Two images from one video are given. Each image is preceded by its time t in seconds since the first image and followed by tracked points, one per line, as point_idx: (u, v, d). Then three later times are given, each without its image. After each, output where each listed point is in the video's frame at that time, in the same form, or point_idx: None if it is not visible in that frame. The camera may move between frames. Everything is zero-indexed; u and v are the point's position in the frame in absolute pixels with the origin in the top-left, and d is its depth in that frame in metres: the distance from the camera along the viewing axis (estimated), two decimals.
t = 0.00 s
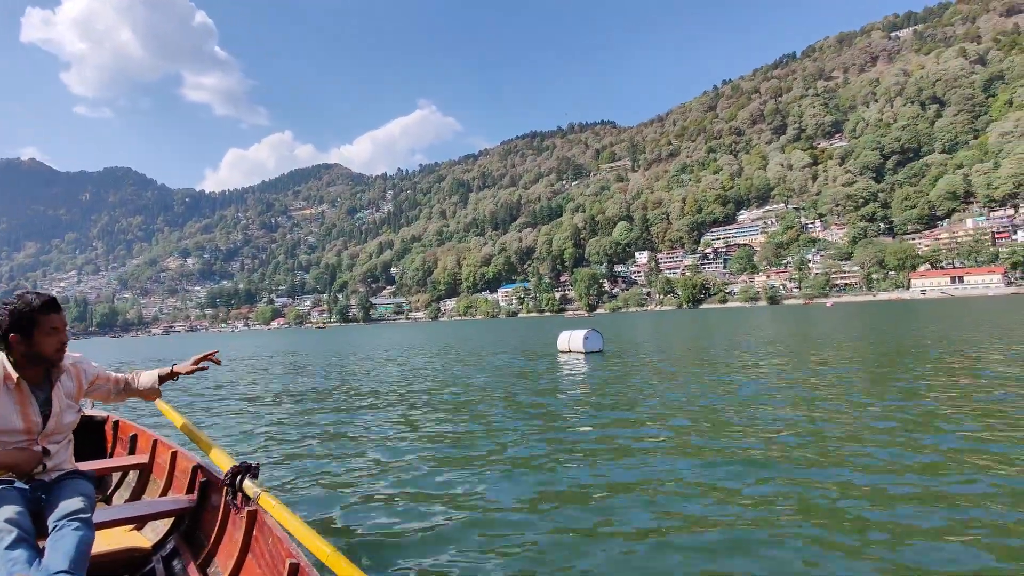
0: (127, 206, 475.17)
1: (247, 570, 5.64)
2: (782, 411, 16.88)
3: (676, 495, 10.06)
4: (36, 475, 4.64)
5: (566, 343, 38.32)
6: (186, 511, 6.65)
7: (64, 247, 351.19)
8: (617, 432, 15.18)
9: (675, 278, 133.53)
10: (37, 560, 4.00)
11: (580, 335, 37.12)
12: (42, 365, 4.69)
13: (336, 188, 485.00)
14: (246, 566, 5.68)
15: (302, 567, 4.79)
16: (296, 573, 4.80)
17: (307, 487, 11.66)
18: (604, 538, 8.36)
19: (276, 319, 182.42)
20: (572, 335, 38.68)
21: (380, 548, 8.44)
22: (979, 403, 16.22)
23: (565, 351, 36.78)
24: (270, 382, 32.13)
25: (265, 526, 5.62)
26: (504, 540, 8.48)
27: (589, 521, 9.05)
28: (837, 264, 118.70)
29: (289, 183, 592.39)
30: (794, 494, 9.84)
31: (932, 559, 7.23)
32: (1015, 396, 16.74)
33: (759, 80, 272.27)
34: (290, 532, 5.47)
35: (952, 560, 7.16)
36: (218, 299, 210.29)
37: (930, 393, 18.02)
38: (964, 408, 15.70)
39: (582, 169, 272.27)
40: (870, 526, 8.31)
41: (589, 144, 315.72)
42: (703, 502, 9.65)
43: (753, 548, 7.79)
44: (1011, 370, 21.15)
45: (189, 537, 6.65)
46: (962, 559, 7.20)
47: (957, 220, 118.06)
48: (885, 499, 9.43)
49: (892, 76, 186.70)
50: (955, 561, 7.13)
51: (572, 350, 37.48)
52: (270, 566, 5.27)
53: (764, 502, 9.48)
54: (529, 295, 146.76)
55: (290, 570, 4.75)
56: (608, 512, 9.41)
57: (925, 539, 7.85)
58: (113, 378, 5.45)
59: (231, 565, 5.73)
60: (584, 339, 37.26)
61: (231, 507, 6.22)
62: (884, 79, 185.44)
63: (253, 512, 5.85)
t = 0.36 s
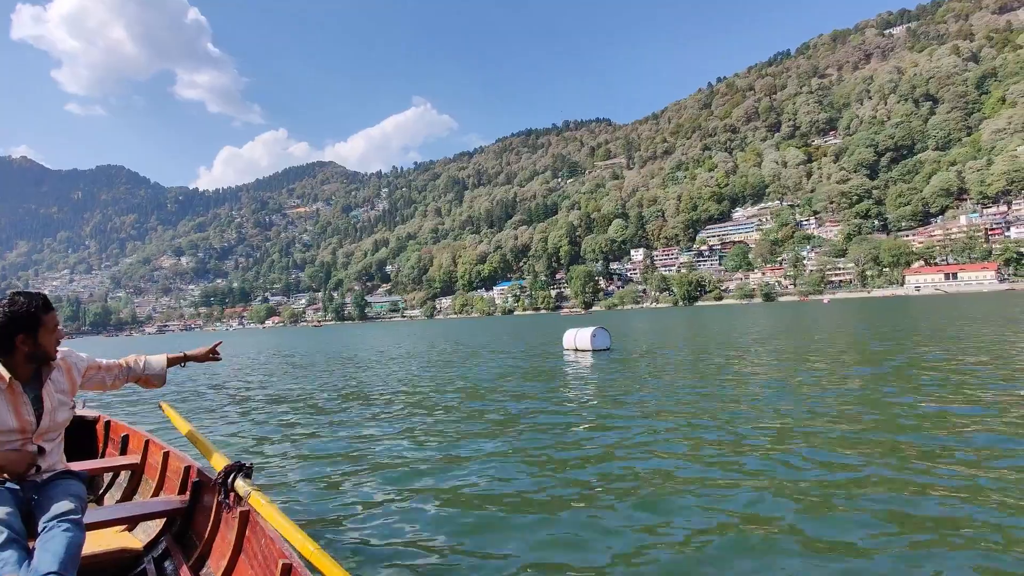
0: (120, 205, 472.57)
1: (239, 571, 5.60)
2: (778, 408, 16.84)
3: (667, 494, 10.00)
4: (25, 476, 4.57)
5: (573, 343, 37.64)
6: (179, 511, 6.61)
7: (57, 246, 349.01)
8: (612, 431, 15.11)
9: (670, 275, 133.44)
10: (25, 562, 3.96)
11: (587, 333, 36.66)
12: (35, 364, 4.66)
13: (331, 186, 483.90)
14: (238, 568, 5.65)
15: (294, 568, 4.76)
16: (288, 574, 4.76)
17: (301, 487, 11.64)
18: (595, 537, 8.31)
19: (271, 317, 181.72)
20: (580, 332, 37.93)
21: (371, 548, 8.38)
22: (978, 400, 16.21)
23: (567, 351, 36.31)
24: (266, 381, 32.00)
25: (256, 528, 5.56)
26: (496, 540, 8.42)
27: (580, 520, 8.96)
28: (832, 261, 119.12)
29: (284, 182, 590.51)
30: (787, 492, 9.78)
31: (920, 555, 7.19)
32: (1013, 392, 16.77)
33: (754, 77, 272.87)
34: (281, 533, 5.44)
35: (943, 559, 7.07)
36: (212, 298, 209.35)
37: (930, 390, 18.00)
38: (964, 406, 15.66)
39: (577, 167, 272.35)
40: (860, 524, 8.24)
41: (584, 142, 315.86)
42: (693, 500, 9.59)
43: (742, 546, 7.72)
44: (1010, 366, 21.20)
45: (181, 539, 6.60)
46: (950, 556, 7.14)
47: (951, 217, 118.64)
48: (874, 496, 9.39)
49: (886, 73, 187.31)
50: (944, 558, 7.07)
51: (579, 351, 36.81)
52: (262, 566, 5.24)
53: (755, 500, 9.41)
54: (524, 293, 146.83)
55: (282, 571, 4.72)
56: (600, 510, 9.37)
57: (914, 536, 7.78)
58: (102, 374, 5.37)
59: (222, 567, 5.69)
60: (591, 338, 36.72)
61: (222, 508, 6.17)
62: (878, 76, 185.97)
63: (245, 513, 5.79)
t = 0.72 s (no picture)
0: (114, 203, 469.77)
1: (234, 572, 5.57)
2: (774, 406, 16.80)
3: (660, 492, 9.98)
4: (17, 478, 4.53)
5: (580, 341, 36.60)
6: (174, 511, 6.57)
7: (51, 245, 347.18)
8: (607, 430, 15.04)
9: (667, 274, 133.16)
10: (18, 561, 3.92)
11: (595, 332, 35.53)
12: (26, 366, 4.61)
13: (327, 185, 483.00)
14: (234, 566, 5.61)
15: (290, 566, 4.74)
16: (284, 572, 4.73)
17: (297, 485, 11.60)
18: (588, 536, 8.28)
19: (266, 316, 181.12)
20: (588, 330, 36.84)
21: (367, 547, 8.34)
22: (974, 398, 16.23)
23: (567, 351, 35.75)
24: (261, 380, 31.84)
25: (252, 526, 5.55)
26: (492, 537, 8.42)
27: (576, 518, 8.98)
28: (828, 260, 119.44)
29: (280, 180, 588.81)
30: (781, 491, 9.74)
31: (913, 557, 7.14)
32: (1008, 390, 16.82)
33: (750, 75, 273.21)
34: (276, 534, 5.40)
35: (935, 560, 7.03)
36: (207, 297, 208.57)
37: (928, 388, 17.95)
38: (959, 404, 15.65)
39: (573, 166, 272.48)
40: (852, 524, 8.22)
41: (581, 140, 315.99)
42: (685, 499, 9.56)
43: (733, 547, 7.70)
44: (1004, 364, 21.27)
45: (176, 539, 6.55)
46: (946, 558, 7.06)
47: (946, 216, 119.08)
48: (867, 495, 9.39)
49: (882, 72, 188.01)
50: (934, 559, 7.05)
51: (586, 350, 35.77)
52: (258, 566, 5.20)
53: (747, 500, 9.37)
54: (521, 292, 146.94)
55: (277, 570, 4.70)
56: (595, 509, 9.32)
57: (907, 536, 7.73)
58: (90, 372, 5.30)
59: (218, 567, 5.65)
60: (600, 337, 35.59)
61: (218, 506, 6.15)
62: (873, 75, 186.50)
63: (240, 512, 5.77)
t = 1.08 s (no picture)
0: (112, 201, 468.81)
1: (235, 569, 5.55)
2: (775, 407, 16.76)
3: (659, 492, 9.95)
4: (16, 475, 4.47)
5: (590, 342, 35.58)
6: (174, 509, 6.54)
7: (49, 244, 346.54)
8: (608, 430, 15.00)
9: (666, 274, 133.06)
10: (20, 558, 3.91)
11: (607, 332, 34.56)
12: (23, 364, 4.56)
13: (325, 184, 482.73)
14: (235, 564, 5.59)
15: (292, 564, 4.71)
16: (284, 569, 4.72)
17: (300, 484, 11.58)
18: (589, 536, 8.26)
19: (265, 315, 180.78)
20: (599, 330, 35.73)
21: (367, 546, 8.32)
22: (976, 397, 16.30)
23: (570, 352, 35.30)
24: (259, 379, 31.78)
25: (253, 523, 5.51)
26: (492, 536, 8.40)
27: (578, 518, 8.98)
28: (827, 261, 119.56)
29: (278, 178, 587.97)
30: (776, 491, 9.74)
31: (906, 555, 7.16)
32: (1011, 392, 16.74)
33: (749, 76, 273.45)
34: (276, 530, 5.38)
35: (930, 557, 7.06)
36: (205, 296, 208.19)
37: (929, 387, 18.13)
38: (962, 404, 15.70)
39: (573, 166, 272.55)
40: (849, 523, 8.21)
41: (580, 140, 316.01)
42: (683, 499, 9.53)
43: (726, 546, 7.72)
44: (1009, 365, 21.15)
45: (177, 536, 6.54)
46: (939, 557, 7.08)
47: (945, 217, 119.37)
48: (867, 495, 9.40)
49: (881, 73, 188.23)
50: (932, 557, 7.04)
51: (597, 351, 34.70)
52: (259, 564, 5.18)
53: (741, 499, 9.40)
54: (520, 292, 147.02)
55: (279, 566, 4.69)
56: (593, 510, 9.29)
57: (904, 536, 7.71)
58: (85, 368, 5.27)
59: (219, 565, 5.62)
60: (612, 337, 34.60)
61: (219, 504, 6.10)
62: (872, 76, 186.83)
63: (240, 509, 5.74)
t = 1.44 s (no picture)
0: (112, 200, 468.66)
1: (234, 568, 5.50)
2: (772, 407, 16.76)
3: (661, 494, 9.90)
4: (13, 474, 4.43)
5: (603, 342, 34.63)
6: (175, 505, 6.54)
7: (48, 243, 346.31)
8: (611, 430, 14.96)
9: (666, 275, 133.05)
10: (20, 555, 3.90)
11: (619, 332, 33.96)
12: (15, 362, 4.54)
13: (326, 184, 482.71)
14: (235, 562, 5.55)
15: (291, 564, 4.66)
16: (284, 567, 4.70)
17: (301, 482, 11.56)
18: (589, 537, 8.23)
19: (265, 315, 180.58)
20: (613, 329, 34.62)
21: (367, 543, 8.36)
22: (977, 398, 16.44)
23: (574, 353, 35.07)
24: (260, 378, 31.69)
25: (252, 521, 5.50)
26: (492, 535, 8.41)
27: (579, 516, 9.01)
28: (828, 261, 119.45)
29: (279, 178, 587.79)
30: (778, 492, 9.70)
31: (906, 555, 7.14)
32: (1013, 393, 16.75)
33: (749, 76, 273.45)
34: (276, 524, 5.37)
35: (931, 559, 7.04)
36: (205, 295, 207.98)
37: (930, 388, 18.26)
38: (963, 404, 15.80)
39: (573, 166, 272.58)
40: (850, 525, 8.20)
41: (581, 140, 316.15)
42: (683, 500, 9.56)
43: (728, 547, 7.70)
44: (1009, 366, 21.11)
45: (177, 535, 6.50)
46: (940, 560, 7.04)
47: (946, 218, 119.41)
48: (867, 496, 9.38)
49: (882, 73, 188.25)
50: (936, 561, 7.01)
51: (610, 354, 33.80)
52: (259, 562, 5.13)
53: (743, 500, 9.38)
54: (520, 292, 146.95)
55: (279, 564, 4.66)
56: (595, 510, 9.28)
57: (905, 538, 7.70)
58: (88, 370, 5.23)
59: (219, 563, 5.59)
60: (625, 337, 33.96)
61: (219, 503, 6.07)
62: (873, 77, 186.89)
63: (240, 507, 5.70)
